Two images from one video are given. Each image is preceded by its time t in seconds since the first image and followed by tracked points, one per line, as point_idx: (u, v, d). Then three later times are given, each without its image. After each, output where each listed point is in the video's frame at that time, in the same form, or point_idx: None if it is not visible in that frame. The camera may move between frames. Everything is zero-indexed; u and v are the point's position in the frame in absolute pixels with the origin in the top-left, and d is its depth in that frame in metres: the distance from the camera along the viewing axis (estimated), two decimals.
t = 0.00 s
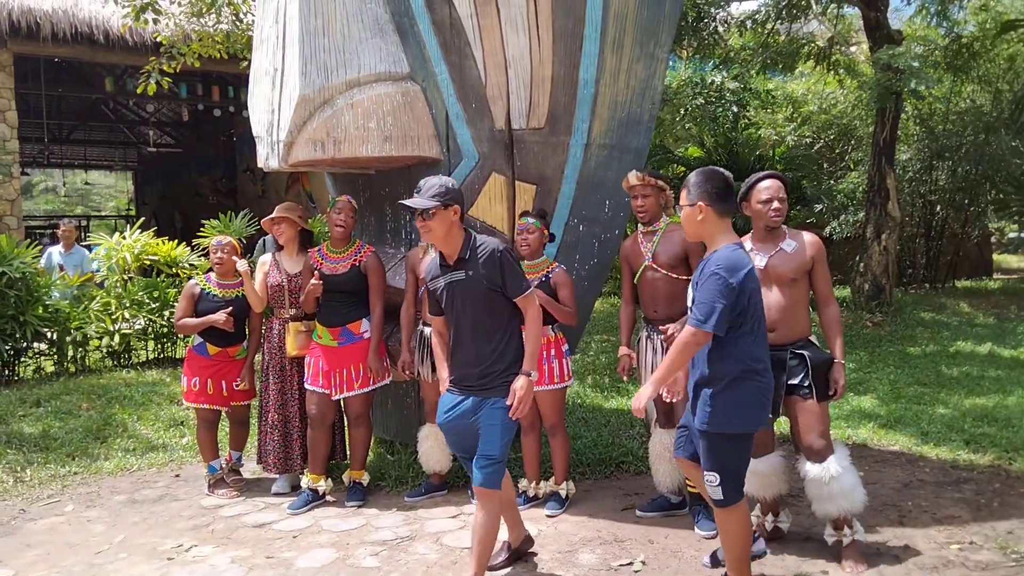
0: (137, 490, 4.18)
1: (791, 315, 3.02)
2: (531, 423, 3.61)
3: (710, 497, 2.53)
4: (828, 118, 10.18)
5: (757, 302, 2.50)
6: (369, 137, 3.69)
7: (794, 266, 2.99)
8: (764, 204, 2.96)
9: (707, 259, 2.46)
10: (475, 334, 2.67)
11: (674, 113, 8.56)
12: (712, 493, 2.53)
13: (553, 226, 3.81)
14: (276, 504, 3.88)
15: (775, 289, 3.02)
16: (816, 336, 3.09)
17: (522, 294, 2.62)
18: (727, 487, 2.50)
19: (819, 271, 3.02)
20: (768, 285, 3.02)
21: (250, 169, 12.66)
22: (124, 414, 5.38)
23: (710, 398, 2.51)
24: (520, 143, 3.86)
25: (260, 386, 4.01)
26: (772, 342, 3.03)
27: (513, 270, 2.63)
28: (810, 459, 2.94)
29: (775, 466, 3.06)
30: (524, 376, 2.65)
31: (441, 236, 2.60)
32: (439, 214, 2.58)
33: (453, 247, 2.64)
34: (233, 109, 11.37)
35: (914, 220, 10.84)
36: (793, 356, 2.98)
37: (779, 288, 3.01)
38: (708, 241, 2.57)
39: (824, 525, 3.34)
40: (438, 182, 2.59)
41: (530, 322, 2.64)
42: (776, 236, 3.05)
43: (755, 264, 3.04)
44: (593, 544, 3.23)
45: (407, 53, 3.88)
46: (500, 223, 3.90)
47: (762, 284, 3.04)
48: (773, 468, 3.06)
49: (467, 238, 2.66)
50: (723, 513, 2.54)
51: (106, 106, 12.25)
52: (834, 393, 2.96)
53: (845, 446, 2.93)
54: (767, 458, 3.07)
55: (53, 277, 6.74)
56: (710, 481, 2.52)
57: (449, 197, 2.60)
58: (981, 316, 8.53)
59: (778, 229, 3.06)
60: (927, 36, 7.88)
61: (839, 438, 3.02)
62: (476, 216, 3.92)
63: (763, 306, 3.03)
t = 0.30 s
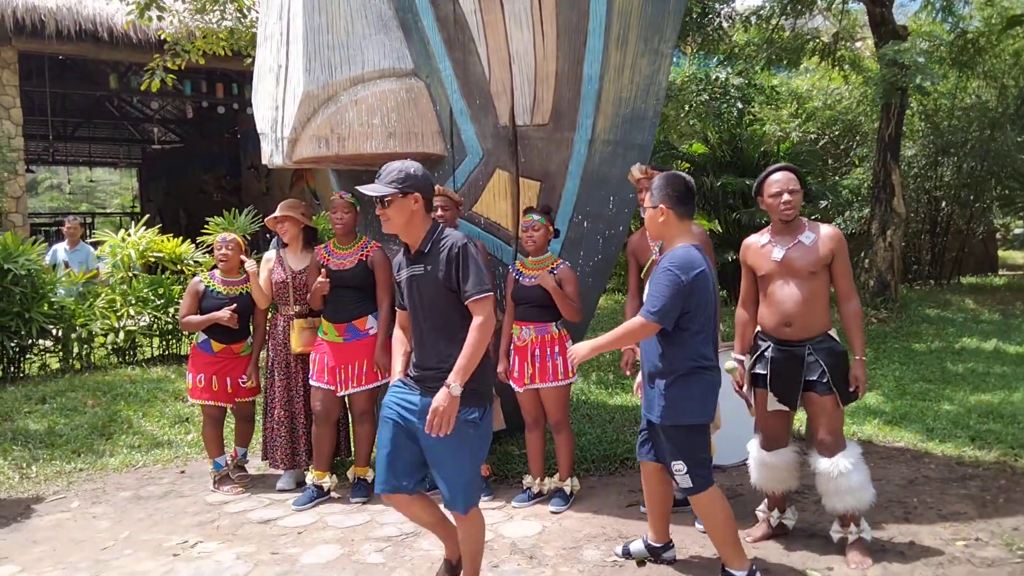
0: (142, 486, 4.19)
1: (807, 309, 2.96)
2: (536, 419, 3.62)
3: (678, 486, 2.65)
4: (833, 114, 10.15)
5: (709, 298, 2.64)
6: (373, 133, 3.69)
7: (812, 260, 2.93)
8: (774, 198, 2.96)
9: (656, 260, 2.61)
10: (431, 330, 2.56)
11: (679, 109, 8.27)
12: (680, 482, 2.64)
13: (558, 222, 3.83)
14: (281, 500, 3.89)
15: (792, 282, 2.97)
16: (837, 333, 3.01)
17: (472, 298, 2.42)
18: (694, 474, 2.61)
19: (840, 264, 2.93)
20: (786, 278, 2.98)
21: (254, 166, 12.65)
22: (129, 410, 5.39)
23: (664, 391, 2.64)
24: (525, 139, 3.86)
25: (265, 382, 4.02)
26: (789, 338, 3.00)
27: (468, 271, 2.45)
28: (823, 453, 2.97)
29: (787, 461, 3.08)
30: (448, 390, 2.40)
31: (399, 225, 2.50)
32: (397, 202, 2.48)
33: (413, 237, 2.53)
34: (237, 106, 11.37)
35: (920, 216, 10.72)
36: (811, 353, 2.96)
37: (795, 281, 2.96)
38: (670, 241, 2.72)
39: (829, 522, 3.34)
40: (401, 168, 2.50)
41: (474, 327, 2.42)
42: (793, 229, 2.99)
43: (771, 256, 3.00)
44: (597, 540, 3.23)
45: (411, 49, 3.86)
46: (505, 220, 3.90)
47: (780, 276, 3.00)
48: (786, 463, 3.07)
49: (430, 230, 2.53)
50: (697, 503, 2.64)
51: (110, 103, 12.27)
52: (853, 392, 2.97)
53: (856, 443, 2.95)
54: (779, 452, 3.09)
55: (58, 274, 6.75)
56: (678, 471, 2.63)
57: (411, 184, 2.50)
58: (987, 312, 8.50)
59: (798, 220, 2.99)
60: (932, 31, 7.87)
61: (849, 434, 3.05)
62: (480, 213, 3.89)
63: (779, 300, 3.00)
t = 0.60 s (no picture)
0: (147, 482, 4.19)
1: (830, 306, 2.95)
2: (540, 415, 3.62)
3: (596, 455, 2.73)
4: (838, 109, 10.13)
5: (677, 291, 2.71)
6: (376, 129, 3.68)
7: (837, 257, 2.91)
8: (796, 193, 2.98)
9: (636, 245, 2.68)
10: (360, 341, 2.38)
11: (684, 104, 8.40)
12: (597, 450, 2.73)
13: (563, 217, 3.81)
14: (286, 495, 3.89)
15: (817, 278, 2.96)
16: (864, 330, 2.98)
17: (380, 323, 2.21)
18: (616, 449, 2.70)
19: (867, 263, 2.89)
20: (811, 274, 2.97)
21: (258, 163, 12.66)
22: (134, 407, 5.40)
23: (628, 371, 2.70)
24: (529, 134, 3.84)
25: (270, 378, 4.02)
26: (810, 334, 3.00)
27: (386, 292, 2.21)
28: (838, 449, 2.98)
29: (799, 459, 3.05)
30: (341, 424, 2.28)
31: (340, 224, 2.31)
32: (343, 199, 2.29)
33: (355, 239, 2.33)
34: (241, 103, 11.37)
35: (925, 211, 10.70)
36: (834, 346, 2.94)
37: (819, 277, 2.95)
38: (635, 232, 2.80)
39: (835, 517, 3.33)
40: (356, 163, 2.30)
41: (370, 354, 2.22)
42: (823, 225, 2.98)
43: (797, 251, 3.01)
44: (602, 536, 3.22)
45: (415, 44, 3.88)
46: (509, 215, 3.89)
47: (806, 272, 3.00)
48: (798, 461, 3.05)
49: (373, 237, 2.31)
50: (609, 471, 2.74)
51: (115, 100, 12.28)
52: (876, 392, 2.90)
53: (873, 441, 2.94)
54: (792, 450, 3.06)
55: (63, 270, 6.76)
56: (598, 441, 2.72)
57: (365, 182, 2.30)
58: (992, 308, 8.47)
59: (827, 217, 2.98)
60: (938, 26, 7.85)
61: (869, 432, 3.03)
62: (485, 208, 3.91)
63: (803, 295, 3.00)
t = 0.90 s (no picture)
0: (152, 479, 4.21)
1: (841, 301, 2.95)
2: (544, 413, 3.62)
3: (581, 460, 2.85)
4: (842, 106, 10.12)
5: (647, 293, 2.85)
6: (380, 126, 3.68)
7: (850, 252, 2.90)
8: (814, 185, 2.97)
9: (610, 252, 2.78)
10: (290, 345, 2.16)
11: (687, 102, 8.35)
12: (584, 457, 2.84)
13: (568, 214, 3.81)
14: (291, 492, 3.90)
15: (830, 273, 2.96)
16: (877, 326, 2.96)
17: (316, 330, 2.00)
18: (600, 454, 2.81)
19: (882, 260, 2.85)
20: (825, 268, 2.97)
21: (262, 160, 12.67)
22: (140, 404, 5.43)
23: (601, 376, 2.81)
24: (533, 131, 3.84)
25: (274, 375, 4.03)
26: (820, 330, 3.00)
27: (324, 298, 2.00)
28: (854, 440, 2.99)
29: (811, 454, 3.07)
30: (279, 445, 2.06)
31: (271, 219, 2.08)
32: (278, 192, 2.05)
33: (285, 237, 2.10)
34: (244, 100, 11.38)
35: (929, 208, 10.68)
36: (843, 345, 2.94)
37: (832, 272, 2.95)
38: (606, 236, 2.90)
39: (840, 514, 3.33)
40: (291, 149, 2.07)
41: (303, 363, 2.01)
42: (842, 218, 2.96)
43: (814, 243, 3.01)
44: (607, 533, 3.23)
45: (419, 42, 3.89)
46: (512, 212, 3.89)
47: (820, 265, 3.00)
48: (811, 456, 3.07)
49: (305, 233, 2.09)
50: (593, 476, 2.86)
51: (118, 98, 12.29)
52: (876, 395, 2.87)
53: (889, 435, 2.97)
54: (805, 444, 3.07)
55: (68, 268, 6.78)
56: (585, 449, 2.83)
57: (300, 172, 2.09)
58: (997, 305, 8.46)
59: (846, 211, 2.95)
60: (943, 22, 7.83)
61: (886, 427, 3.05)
62: (489, 206, 3.92)
63: (816, 289, 3.00)
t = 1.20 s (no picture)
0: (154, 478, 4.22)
1: (841, 300, 2.95)
2: (546, 411, 3.62)
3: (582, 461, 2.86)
4: (844, 104, 10.12)
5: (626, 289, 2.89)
6: (382, 125, 3.68)
7: (852, 252, 2.89)
8: (818, 185, 2.97)
9: (591, 249, 2.82)
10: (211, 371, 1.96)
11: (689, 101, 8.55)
12: (584, 457, 2.86)
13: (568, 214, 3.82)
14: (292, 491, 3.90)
15: (832, 272, 2.96)
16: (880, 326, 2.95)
17: (241, 363, 1.82)
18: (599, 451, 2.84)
19: (884, 262, 2.83)
20: (827, 267, 2.98)
21: (263, 160, 12.67)
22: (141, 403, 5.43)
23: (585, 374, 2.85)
24: (535, 130, 3.84)
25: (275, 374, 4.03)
26: (821, 328, 3.01)
27: (252, 325, 1.83)
28: (856, 439, 3.00)
29: (808, 451, 3.07)
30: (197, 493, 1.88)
31: (206, 230, 1.89)
32: (216, 201, 1.88)
33: (215, 251, 1.93)
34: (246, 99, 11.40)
35: (931, 206, 10.66)
36: (843, 342, 2.94)
37: (834, 271, 2.95)
38: (588, 234, 2.94)
39: (842, 512, 3.33)
40: (235, 152, 1.91)
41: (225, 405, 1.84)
42: (847, 218, 2.95)
43: (818, 242, 3.01)
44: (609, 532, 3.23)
45: (420, 40, 3.89)
46: (514, 211, 3.89)
47: (822, 264, 3.00)
48: (806, 453, 3.07)
49: (237, 248, 1.91)
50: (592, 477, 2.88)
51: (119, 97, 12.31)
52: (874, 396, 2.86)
53: (890, 434, 2.97)
54: (803, 442, 3.08)
55: (70, 268, 6.78)
56: (585, 446, 2.84)
57: (241, 178, 1.92)
58: (999, 303, 8.46)
59: (851, 212, 2.94)
60: (946, 20, 7.83)
61: (889, 427, 3.04)
62: (490, 205, 3.91)
63: (817, 287, 3.01)
